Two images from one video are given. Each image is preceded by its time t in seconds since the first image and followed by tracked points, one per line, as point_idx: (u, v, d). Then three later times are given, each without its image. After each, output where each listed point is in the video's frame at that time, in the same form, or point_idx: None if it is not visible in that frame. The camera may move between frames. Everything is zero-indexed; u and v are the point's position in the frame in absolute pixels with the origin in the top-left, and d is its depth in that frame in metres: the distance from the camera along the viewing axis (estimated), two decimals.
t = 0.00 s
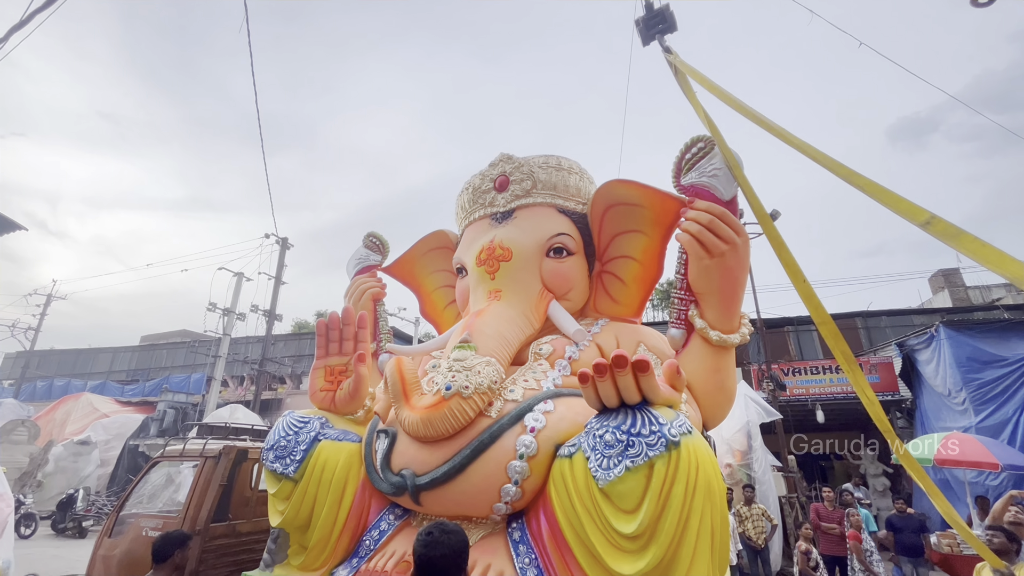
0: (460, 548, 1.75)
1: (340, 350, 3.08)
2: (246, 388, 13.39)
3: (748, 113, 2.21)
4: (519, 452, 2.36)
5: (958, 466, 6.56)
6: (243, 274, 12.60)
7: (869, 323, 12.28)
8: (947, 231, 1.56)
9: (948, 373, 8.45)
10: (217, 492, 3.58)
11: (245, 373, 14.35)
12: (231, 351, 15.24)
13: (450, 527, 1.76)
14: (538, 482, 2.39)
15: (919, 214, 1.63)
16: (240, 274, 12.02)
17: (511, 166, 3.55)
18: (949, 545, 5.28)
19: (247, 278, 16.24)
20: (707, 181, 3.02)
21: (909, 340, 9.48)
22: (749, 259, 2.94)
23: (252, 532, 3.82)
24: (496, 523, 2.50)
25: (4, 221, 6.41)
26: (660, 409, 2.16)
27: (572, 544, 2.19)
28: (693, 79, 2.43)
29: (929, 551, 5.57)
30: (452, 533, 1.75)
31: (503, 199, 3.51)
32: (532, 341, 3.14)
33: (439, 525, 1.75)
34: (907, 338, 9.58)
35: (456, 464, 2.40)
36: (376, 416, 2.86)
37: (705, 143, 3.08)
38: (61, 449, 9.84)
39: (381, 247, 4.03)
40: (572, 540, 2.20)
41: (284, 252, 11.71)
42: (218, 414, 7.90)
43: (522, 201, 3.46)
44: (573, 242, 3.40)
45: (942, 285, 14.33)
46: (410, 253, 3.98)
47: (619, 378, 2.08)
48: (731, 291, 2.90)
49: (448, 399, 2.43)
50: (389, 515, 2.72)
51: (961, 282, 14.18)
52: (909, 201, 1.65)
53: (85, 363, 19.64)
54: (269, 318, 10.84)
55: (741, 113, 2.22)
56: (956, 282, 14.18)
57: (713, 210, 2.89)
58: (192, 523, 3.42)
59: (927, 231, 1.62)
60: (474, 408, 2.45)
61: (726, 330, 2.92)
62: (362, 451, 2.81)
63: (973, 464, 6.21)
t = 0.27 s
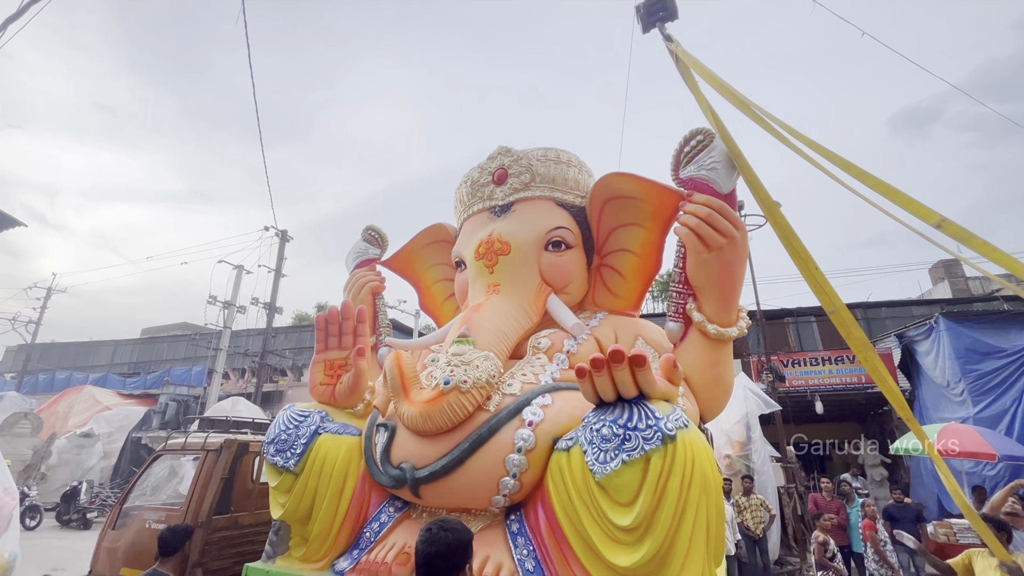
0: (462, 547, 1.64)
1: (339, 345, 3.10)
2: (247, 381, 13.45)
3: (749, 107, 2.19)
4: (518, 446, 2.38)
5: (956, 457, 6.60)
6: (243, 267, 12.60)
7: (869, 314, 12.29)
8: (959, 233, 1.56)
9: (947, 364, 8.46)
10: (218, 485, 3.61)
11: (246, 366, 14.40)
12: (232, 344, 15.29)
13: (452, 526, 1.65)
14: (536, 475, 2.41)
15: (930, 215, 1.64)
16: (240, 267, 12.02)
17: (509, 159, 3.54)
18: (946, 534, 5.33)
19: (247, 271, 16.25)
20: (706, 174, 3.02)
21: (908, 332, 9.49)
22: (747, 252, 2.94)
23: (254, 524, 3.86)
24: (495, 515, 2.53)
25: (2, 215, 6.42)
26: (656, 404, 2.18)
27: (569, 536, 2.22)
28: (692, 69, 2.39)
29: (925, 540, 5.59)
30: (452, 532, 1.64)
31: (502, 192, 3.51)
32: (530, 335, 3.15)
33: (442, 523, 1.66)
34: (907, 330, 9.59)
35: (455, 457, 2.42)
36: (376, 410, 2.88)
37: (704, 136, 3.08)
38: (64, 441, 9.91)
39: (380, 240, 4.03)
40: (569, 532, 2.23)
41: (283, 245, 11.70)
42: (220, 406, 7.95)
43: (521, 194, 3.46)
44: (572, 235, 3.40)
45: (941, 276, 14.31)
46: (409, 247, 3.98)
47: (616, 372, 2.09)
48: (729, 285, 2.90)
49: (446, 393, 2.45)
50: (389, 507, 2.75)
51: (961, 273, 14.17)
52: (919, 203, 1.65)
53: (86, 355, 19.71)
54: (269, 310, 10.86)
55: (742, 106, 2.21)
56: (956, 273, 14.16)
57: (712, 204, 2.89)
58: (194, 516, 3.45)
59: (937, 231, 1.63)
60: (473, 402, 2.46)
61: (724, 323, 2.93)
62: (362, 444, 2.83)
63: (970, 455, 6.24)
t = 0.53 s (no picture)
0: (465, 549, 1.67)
1: (337, 341, 3.12)
2: (249, 374, 13.53)
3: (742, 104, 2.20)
4: (513, 442, 2.41)
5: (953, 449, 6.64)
6: (244, 260, 12.62)
7: (868, 306, 12.30)
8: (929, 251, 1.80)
9: (945, 356, 8.48)
10: (219, 480, 3.65)
11: (247, 358, 14.47)
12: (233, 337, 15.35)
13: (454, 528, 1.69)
14: (531, 470, 2.44)
15: (905, 231, 1.83)
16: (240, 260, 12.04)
17: (506, 154, 3.54)
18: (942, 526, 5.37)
19: (247, 264, 16.27)
20: (702, 170, 3.01)
21: (907, 324, 9.51)
22: (743, 248, 2.95)
23: (255, 517, 3.91)
24: (491, 509, 2.56)
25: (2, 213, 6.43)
26: (650, 401, 2.20)
27: (564, 530, 2.25)
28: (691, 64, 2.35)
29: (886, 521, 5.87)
30: (454, 534, 1.67)
31: (499, 187, 3.51)
32: (527, 330, 3.17)
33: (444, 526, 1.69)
34: (906, 322, 9.60)
35: (451, 453, 2.45)
36: (373, 406, 2.91)
37: (701, 131, 3.08)
38: (67, 434, 9.99)
39: (378, 235, 4.04)
40: (563, 526, 2.26)
41: (283, 238, 11.70)
42: (222, 399, 8.02)
43: (518, 189, 3.46)
44: (569, 230, 3.41)
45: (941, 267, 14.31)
46: (407, 242, 3.99)
47: (609, 371, 2.11)
48: (724, 281, 2.91)
49: (442, 390, 2.47)
50: (387, 501, 2.79)
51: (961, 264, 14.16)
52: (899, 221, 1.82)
53: (88, 348, 19.79)
54: (270, 304, 10.89)
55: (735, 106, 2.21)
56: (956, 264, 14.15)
57: (708, 200, 2.89)
58: (196, 510, 3.50)
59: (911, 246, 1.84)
60: (469, 399, 2.49)
61: (719, 319, 2.95)
62: (360, 440, 2.87)
63: (967, 447, 6.28)
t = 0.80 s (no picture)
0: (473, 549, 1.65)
1: (335, 338, 3.15)
2: (250, 367, 13.61)
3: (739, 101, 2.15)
4: (506, 440, 2.45)
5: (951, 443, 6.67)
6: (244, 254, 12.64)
7: (868, 299, 12.30)
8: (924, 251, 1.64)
9: (944, 350, 8.50)
10: (219, 475, 3.71)
11: (249, 352, 14.54)
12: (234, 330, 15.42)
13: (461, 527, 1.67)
14: (525, 467, 2.48)
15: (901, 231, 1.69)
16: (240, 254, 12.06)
17: (502, 151, 3.55)
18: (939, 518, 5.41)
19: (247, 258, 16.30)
20: (697, 168, 3.02)
21: (907, 317, 9.51)
22: (736, 246, 2.96)
23: (255, 511, 3.98)
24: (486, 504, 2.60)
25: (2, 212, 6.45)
26: (641, 400, 2.23)
27: (556, 526, 2.29)
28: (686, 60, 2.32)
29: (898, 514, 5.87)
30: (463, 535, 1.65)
31: (495, 184, 3.52)
32: (522, 328, 3.20)
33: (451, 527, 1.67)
34: (906, 315, 9.60)
35: (446, 450, 2.49)
36: (370, 403, 2.94)
37: (696, 129, 3.08)
38: (70, 427, 10.09)
39: (375, 232, 4.06)
40: (556, 522, 2.30)
41: (283, 231, 11.70)
42: (224, 393, 8.09)
43: (514, 186, 3.48)
44: (564, 227, 3.43)
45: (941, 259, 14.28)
46: (404, 238, 4.01)
47: (600, 371, 2.13)
48: (718, 279, 2.93)
49: (437, 388, 2.50)
50: (384, 497, 2.83)
51: (962, 256, 14.13)
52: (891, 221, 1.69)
53: (90, 341, 19.88)
54: (270, 298, 10.93)
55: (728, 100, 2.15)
56: (956, 256, 14.11)
57: (702, 198, 2.89)
58: (196, 505, 3.55)
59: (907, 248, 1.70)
60: (463, 397, 2.52)
61: (713, 316, 2.96)
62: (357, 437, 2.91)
63: (965, 440, 6.32)
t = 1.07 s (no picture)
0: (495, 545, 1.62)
1: (332, 335, 3.18)
2: (253, 361, 13.71)
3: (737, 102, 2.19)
4: (500, 437, 2.49)
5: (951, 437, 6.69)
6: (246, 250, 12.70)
7: (870, 293, 12.28)
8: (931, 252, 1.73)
9: (946, 345, 8.50)
10: (219, 470, 3.77)
11: (252, 346, 14.64)
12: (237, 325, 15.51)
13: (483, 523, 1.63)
14: (518, 463, 2.52)
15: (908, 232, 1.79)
16: (242, 250, 12.12)
17: (498, 148, 3.56)
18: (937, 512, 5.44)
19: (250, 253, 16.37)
20: (691, 166, 3.03)
21: (909, 312, 9.50)
22: (730, 243, 2.98)
23: (256, 505, 4.05)
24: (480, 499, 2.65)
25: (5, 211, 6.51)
26: (631, 398, 2.26)
27: (548, 520, 2.34)
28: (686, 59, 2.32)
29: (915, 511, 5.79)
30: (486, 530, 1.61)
31: (491, 181, 3.54)
32: (518, 325, 3.23)
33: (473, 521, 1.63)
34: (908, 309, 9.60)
35: (441, 446, 2.53)
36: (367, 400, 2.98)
37: (691, 126, 3.09)
38: (76, 421, 10.22)
39: (373, 229, 4.09)
40: (548, 517, 2.34)
41: (284, 226, 11.74)
42: (227, 387, 8.18)
43: (510, 183, 3.49)
44: (560, 225, 3.45)
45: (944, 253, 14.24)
46: (401, 235, 4.04)
47: (591, 369, 2.16)
48: (711, 277, 2.95)
49: (432, 386, 2.54)
50: (381, 491, 2.88)
51: (965, 250, 14.08)
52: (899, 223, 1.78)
53: (93, 336, 20.03)
54: (272, 293, 11.00)
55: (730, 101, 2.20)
56: (959, 249, 14.06)
57: (696, 196, 2.91)
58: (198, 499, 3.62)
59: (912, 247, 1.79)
60: (458, 394, 2.56)
61: (706, 313, 2.99)
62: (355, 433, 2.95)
63: (965, 435, 6.34)
